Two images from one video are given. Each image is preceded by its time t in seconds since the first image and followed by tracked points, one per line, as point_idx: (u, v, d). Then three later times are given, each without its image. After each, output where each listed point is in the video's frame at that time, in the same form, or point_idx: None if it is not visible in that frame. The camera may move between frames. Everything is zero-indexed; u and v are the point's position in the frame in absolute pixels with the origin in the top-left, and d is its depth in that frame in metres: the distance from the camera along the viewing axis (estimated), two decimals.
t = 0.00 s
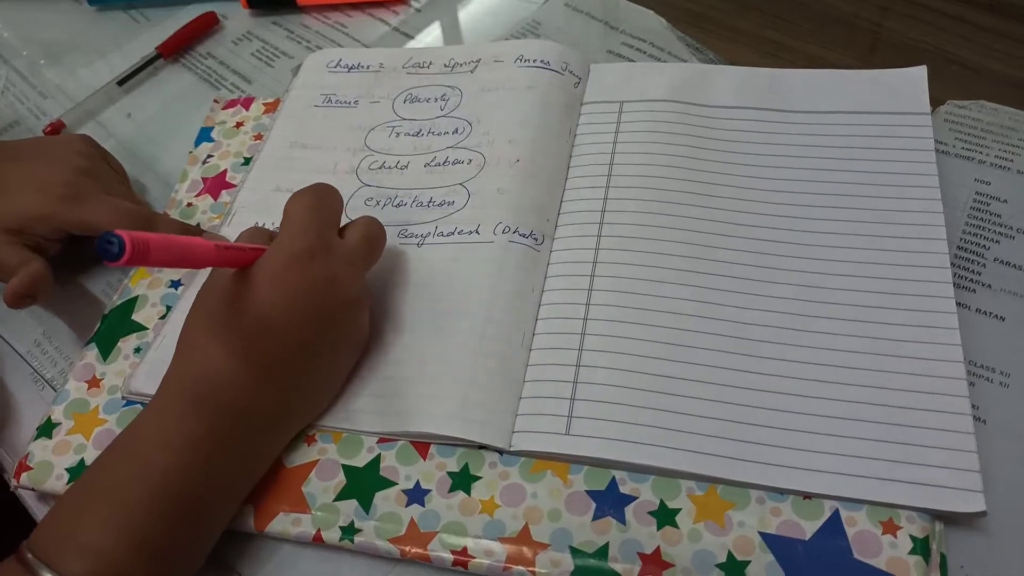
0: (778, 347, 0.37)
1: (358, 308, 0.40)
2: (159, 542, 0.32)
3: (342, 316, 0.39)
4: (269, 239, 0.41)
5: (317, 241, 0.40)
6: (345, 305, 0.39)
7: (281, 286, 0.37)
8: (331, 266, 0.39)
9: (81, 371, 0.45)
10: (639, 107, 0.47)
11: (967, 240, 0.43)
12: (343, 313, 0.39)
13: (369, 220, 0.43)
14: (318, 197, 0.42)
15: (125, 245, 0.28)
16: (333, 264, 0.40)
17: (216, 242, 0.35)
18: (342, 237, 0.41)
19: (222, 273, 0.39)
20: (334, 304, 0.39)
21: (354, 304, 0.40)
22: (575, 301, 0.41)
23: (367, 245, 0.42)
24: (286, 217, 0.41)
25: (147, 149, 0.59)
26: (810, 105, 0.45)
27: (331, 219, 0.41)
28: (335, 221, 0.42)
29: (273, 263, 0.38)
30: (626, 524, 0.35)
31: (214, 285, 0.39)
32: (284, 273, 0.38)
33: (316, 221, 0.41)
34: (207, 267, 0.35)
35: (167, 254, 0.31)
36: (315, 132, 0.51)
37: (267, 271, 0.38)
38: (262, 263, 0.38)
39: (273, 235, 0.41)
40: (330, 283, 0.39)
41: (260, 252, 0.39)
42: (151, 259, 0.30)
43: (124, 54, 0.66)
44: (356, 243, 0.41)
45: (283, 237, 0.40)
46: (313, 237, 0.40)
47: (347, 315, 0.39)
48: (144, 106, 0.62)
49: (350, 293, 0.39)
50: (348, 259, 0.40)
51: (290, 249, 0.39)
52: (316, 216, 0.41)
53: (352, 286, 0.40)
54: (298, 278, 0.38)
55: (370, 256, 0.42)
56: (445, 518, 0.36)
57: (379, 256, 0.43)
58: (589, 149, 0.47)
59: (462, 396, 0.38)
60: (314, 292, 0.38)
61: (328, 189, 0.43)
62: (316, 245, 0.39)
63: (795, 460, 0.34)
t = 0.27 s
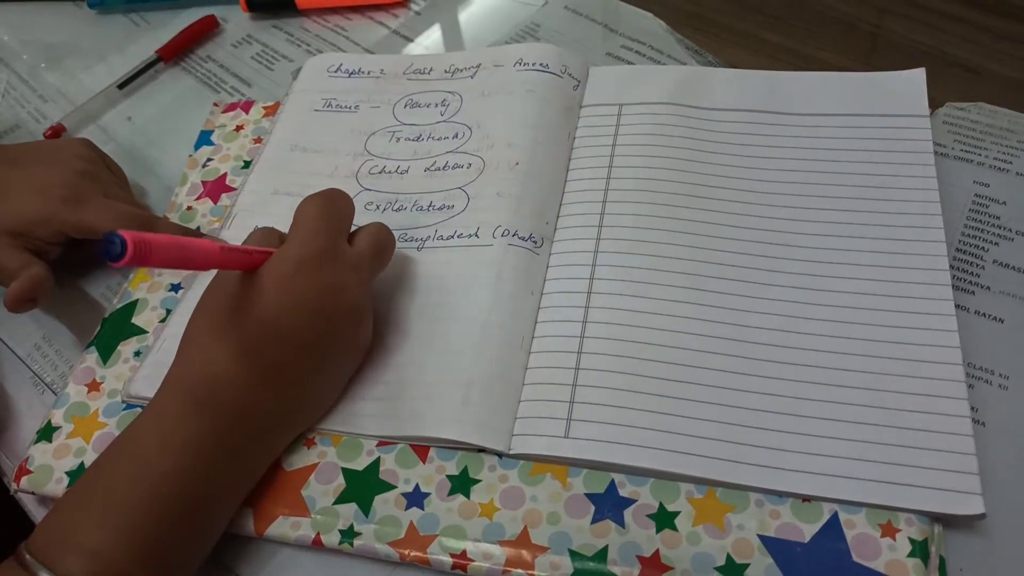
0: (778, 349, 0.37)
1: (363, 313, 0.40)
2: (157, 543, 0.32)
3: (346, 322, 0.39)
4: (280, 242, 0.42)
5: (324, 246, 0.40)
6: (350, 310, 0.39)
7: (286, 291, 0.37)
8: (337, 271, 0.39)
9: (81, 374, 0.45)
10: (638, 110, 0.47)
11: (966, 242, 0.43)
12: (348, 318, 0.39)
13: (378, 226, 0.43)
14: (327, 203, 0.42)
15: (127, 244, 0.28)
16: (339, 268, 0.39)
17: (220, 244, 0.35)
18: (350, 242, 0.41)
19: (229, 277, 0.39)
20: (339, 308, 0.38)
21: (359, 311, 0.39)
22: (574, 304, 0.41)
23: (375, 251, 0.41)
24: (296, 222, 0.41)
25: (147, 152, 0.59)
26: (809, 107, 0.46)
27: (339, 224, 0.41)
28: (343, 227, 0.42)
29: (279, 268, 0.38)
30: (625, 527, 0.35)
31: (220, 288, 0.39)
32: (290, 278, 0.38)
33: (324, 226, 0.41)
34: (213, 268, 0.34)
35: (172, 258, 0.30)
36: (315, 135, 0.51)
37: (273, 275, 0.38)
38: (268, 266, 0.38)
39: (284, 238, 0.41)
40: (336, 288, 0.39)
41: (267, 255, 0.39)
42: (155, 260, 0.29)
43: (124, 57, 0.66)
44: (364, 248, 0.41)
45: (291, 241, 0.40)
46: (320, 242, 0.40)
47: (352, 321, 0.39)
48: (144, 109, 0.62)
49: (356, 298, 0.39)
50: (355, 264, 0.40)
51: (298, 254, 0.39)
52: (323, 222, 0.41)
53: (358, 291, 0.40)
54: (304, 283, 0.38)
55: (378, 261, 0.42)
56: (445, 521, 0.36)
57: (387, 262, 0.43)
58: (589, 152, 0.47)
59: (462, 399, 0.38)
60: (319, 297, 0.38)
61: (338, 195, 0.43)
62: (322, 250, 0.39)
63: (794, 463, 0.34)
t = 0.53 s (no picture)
0: (777, 345, 0.37)
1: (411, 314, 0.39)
2: (209, 544, 0.32)
3: (396, 321, 0.38)
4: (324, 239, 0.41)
5: (373, 244, 0.39)
6: (399, 311, 0.38)
7: (338, 290, 0.37)
8: (387, 270, 0.39)
9: (80, 371, 0.45)
10: (637, 107, 0.47)
11: (965, 239, 0.43)
12: (397, 319, 0.38)
13: (425, 222, 0.42)
14: (375, 197, 0.41)
15: (191, 255, 0.27)
16: (389, 268, 0.39)
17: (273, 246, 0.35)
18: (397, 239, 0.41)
19: (279, 272, 0.38)
20: (388, 309, 0.38)
21: (408, 310, 0.39)
22: (574, 301, 0.41)
23: (422, 248, 0.41)
24: (343, 217, 0.40)
25: (147, 149, 0.59)
26: (809, 104, 0.46)
27: (388, 220, 0.41)
28: (391, 223, 0.41)
29: (330, 265, 0.37)
30: (624, 523, 0.35)
31: (271, 285, 0.39)
32: (341, 277, 0.37)
33: (373, 223, 0.40)
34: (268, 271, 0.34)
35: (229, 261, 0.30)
36: (315, 132, 0.51)
37: (325, 273, 0.37)
38: (320, 265, 0.38)
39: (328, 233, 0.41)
40: (386, 288, 0.38)
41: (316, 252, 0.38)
42: (215, 266, 0.29)
43: (124, 54, 0.66)
44: (412, 246, 0.40)
45: (340, 238, 0.39)
46: (370, 239, 0.39)
47: (400, 321, 0.38)
48: (144, 107, 0.62)
49: (404, 298, 0.39)
50: (404, 263, 0.40)
51: (348, 251, 0.38)
52: (372, 218, 0.40)
53: (407, 291, 0.39)
54: (355, 282, 0.37)
55: (425, 259, 0.41)
56: (444, 517, 0.36)
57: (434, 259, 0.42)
58: (588, 149, 0.47)
59: (462, 395, 0.38)
60: (371, 297, 0.37)
61: (385, 190, 0.42)
62: (372, 248, 0.39)
63: (793, 459, 0.34)
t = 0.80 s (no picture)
0: (776, 342, 0.37)
1: (407, 304, 0.39)
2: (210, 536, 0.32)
3: (390, 313, 0.38)
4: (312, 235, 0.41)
5: (366, 235, 0.39)
6: (394, 301, 0.38)
7: (331, 282, 0.37)
8: (381, 261, 0.39)
9: (79, 365, 0.45)
10: (637, 103, 0.47)
11: (965, 236, 0.43)
12: (392, 310, 0.38)
13: (414, 214, 0.42)
14: (363, 190, 0.41)
15: (183, 239, 0.27)
16: (382, 258, 0.39)
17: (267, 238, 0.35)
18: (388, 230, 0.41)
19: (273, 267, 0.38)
20: (384, 300, 0.38)
21: (401, 301, 0.39)
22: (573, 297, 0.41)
23: (412, 239, 0.41)
24: (332, 212, 0.40)
25: (146, 144, 0.59)
26: (809, 101, 0.45)
27: (377, 213, 0.41)
28: (380, 215, 0.41)
29: (322, 258, 0.38)
30: (622, 519, 0.35)
31: (262, 281, 0.39)
32: (333, 269, 0.37)
33: (364, 215, 0.40)
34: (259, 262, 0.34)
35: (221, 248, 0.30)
36: (314, 127, 0.51)
37: (316, 266, 0.37)
38: (312, 257, 0.38)
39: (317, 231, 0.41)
40: (381, 278, 0.38)
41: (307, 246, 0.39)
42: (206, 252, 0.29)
43: (123, 49, 0.66)
44: (403, 237, 0.41)
45: (331, 231, 0.39)
46: (362, 231, 0.39)
47: (395, 312, 0.38)
48: (143, 101, 0.62)
49: (400, 289, 0.39)
50: (396, 254, 0.40)
51: (339, 243, 0.38)
52: (362, 210, 0.40)
53: (401, 282, 0.39)
54: (348, 273, 0.37)
55: (416, 251, 0.41)
56: (442, 512, 0.36)
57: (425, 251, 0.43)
58: (588, 146, 0.47)
59: (460, 391, 0.38)
60: (366, 287, 0.38)
61: (373, 183, 0.42)
62: (364, 239, 0.39)
63: (791, 455, 0.34)
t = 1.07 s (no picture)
0: (776, 340, 0.37)
1: (409, 305, 0.39)
2: (210, 535, 0.33)
3: (392, 312, 0.38)
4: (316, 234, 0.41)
5: (370, 234, 0.39)
6: (396, 302, 0.38)
7: (333, 280, 0.37)
8: (385, 262, 0.39)
9: (81, 362, 0.45)
10: (638, 102, 0.48)
11: (965, 236, 0.43)
12: (395, 310, 0.38)
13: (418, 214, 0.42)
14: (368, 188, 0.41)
15: (184, 208, 0.27)
16: (385, 258, 0.39)
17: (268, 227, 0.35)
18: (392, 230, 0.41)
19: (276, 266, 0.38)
20: (386, 300, 0.38)
21: (404, 301, 0.39)
22: (574, 295, 0.41)
23: (411, 239, 0.41)
24: (332, 211, 0.40)
25: (148, 142, 0.59)
26: (809, 101, 0.46)
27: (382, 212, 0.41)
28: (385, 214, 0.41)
29: (323, 255, 0.37)
30: (622, 517, 0.35)
31: (266, 280, 0.39)
32: (335, 267, 0.37)
33: (369, 214, 0.40)
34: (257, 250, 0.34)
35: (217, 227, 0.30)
36: (316, 126, 0.51)
37: (317, 264, 0.37)
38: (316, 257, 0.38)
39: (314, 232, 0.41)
40: (384, 279, 0.38)
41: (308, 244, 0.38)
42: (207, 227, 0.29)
43: (125, 47, 0.66)
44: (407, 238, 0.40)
45: (335, 229, 0.39)
46: (367, 230, 0.39)
47: (397, 312, 0.38)
48: (146, 100, 0.62)
49: (402, 289, 0.39)
50: (397, 254, 0.40)
51: (341, 241, 0.38)
52: (367, 209, 0.40)
53: (403, 281, 0.39)
54: (349, 272, 0.37)
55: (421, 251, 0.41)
56: (443, 509, 0.36)
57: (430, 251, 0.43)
58: (588, 144, 0.47)
59: (460, 389, 0.38)
60: (368, 288, 0.38)
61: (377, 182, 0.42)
62: (368, 239, 0.39)
63: (791, 453, 0.34)
